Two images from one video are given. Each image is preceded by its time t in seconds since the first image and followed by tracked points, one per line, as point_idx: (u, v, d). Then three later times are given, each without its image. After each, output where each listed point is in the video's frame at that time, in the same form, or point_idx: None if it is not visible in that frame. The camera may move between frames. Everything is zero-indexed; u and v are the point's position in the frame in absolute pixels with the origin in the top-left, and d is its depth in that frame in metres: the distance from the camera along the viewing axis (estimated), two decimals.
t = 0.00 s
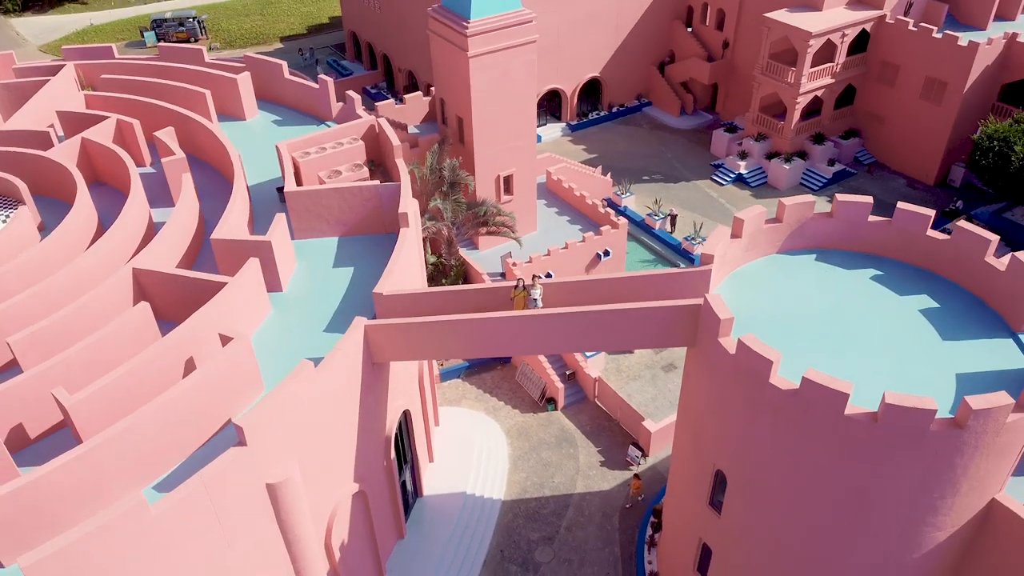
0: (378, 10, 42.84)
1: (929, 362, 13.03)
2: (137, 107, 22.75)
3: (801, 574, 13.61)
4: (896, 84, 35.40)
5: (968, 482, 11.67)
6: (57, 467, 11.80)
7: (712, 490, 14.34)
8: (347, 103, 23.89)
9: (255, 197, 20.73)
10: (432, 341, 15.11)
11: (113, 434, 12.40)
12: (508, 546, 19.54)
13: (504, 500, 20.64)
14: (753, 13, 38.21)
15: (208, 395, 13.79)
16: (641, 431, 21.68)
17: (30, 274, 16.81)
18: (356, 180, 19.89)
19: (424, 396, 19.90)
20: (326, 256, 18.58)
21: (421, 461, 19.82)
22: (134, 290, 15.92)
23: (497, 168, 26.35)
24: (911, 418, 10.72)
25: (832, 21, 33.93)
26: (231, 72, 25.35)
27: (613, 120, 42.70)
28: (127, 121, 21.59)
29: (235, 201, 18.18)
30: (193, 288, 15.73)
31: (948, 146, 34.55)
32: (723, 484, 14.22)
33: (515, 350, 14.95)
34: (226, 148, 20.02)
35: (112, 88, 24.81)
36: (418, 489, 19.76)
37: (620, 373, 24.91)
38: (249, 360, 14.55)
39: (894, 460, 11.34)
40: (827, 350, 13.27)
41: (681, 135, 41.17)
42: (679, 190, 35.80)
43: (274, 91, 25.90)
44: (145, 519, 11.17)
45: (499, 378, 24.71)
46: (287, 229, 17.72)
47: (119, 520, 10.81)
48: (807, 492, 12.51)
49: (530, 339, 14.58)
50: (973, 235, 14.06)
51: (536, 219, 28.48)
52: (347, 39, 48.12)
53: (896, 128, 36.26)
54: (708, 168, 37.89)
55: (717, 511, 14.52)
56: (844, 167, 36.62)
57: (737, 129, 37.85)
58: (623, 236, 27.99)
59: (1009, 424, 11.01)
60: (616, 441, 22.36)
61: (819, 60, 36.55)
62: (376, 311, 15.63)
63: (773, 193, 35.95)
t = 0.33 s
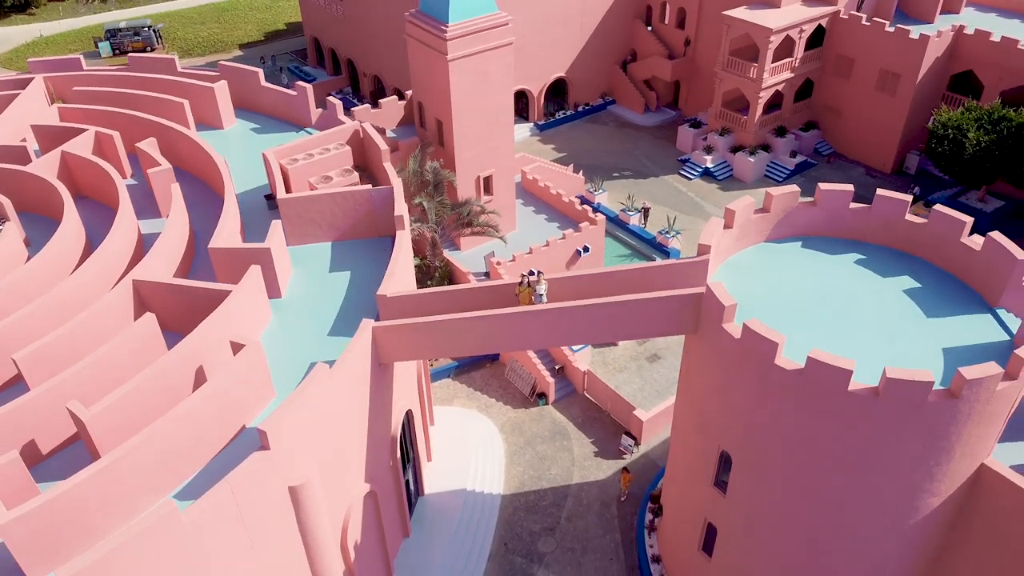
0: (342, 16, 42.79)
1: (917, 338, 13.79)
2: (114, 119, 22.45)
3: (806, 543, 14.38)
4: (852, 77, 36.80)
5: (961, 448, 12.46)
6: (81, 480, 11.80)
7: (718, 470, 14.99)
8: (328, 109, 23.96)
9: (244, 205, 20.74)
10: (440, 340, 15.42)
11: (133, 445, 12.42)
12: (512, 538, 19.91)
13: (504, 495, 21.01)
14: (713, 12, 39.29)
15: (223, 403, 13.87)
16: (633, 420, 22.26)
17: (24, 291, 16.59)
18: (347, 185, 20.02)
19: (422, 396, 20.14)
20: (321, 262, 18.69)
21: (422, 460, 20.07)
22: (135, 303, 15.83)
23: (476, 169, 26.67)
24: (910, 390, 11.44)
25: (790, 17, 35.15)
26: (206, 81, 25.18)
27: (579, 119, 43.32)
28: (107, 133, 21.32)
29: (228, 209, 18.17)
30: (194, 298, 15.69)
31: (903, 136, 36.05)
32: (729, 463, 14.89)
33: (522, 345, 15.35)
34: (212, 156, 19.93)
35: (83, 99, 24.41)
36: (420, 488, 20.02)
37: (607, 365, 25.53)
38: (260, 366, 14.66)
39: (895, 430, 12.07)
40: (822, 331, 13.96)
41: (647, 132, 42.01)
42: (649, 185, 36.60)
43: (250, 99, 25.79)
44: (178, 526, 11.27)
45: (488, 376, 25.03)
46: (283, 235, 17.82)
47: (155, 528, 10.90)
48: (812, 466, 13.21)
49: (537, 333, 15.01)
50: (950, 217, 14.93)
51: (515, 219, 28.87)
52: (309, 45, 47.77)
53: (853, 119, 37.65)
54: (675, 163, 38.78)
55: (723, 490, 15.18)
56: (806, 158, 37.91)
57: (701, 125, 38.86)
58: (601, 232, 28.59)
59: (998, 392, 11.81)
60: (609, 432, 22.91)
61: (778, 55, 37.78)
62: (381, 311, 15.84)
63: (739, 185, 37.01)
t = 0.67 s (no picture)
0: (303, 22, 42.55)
1: (904, 316, 14.63)
2: (92, 132, 22.13)
3: (808, 513, 15.19)
4: (808, 70, 38.19)
5: (952, 415, 13.31)
6: (111, 492, 11.85)
7: (721, 450, 15.68)
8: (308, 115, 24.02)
9: (233, 214, 20.71)
10: (449, 338, 15.77)
11: (159, 455, 12.49)
12: (515, 530, 20.32)
13: (503, 489, 21.41)
14: (671, 10, 40.31)
15: (242, 410, 13.99)
16: (624, 410, 22.89)
17: (22, 308, 16.40)
18: (338, 190, 20.21)
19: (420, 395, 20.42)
20: (318, 268, 18.81)
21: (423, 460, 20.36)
22: (138, 315, 15.76)
23: (456, 171, 26.99)
24: (907, 361, 12.25)
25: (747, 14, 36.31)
26: (182, 91, 24.96)
27: (544, 118, 43.88)
28: (87, 146, 21.06)
29: (223, 217, 18.15)
30: (199, 307, 15.71)
31: (859, 125, 37.58)
32: (731, 443, 15.60)
33: (527, 339, 15.79)
34: (199, 166, 19.86)
35: (55, 113, 23.97)
36: (422, 487, 20.32)
37: (593, 358, 26.15)
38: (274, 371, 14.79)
39: (892, 401, 12.87)
40: (815, 312, 14.70)
41: (612, 129, 42.82)
42: (619, 181, 37.35)
43: (226, 108, 25.64)
44: (213, 530, 11.41)
45: (478, 373, 25.39)
46: (279, 242, 17.90)
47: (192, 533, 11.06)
48: (814, 439, 13.97)
49: (543, 327, 15.48)
50: (926, 200, 15.86)
51: (494, 218, 29.29)
52: (268, 52, 47.16)
53: (810, 110, 39.07)
54: (641, 158, 39.66)
55: (726, 469, 15.90)
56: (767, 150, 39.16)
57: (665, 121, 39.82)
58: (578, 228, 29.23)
59: (986, 360, 12.68)
60: (600, 422, 23.50)
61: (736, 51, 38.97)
62: (387, 312, 16.11)
63: (705, 178, 38.02)
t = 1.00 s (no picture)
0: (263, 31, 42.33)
1: (886, 295, 15.58)
2: (70, 148, 21.87)
3: (805, 483, 16.10)
4: (763, 66, 39.58)
5: (936, 384, 14.30)
6: (142, 501, 11.97)
7: (720, 430, 16.46)
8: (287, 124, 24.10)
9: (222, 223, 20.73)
10: (455, 335, 16.20)
11: (185, 462, 12.63)
12: (517, 522, 20.79)
13: (501, 483, 21.86)
14: (629, 11, 41.32)
15: (259, 415, 14.17)
16: (613, 400, 23.57)
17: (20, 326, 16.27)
18: (329, 197, 20.47)
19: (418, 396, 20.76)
20: (313, 273, 19.01)
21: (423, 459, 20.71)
22: (142, 327, 15.79)
23: (435, 174, 27.33)
24: (897, 335, 13.17)
25: (704, 14, 37.50)
26: (156, 103, 24.78)
27: (509, 120, 44.44)
28: (67, 162, 20.85)
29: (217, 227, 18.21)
30: (204, 315, 15.82)
31: (813, 118, 39.09)
32: (730, 423, 16.39)
33: (530, 333, 16.32)
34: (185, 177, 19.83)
35: (27, 129, 23.58)
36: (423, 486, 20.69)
37: (577, 351, 26.79)
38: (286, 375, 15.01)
39: (883, 373, 13.79)
40: (803, 294, 15.58)
41: (576, 129, 43.58)
42: (588, 179, 38.14)
43: (202, 119, 25.52)
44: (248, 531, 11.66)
45: (467, 372, 25.80)
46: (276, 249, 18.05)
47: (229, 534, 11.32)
48: (809, 414, 14.84)
49: (545, 320, 16.02)
50: (896, 185, 16.90)
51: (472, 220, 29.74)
52: (226, 61, 46.48)
53: (767, 105, 40.49)
54: (607, 156, 40.56)
55: (725, 449, 16.69)
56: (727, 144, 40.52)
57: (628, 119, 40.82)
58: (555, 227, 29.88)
59: (967, 331, 13.67)
60: (590, 413, 24.14)
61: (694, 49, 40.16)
62: (391, 313, 16.42)
63: (670, 174, 39.12)
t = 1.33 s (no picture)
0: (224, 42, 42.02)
1: (865, 276, 16.62)
2: (51, 163, 21.71)
3: (796, 456, 17.12)
4: (721, 65, 40.95)
5: (916, 356, 15.41)
6: (175, 504, 12.23)
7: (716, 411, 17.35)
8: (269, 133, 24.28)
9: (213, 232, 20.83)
10: (459, 333, 16.70)
11: (212, 464, 12.92)
12: (517, 513, 21.35)
13: (499, 477, 22.39)
14: (590, 14, 42.33)
15: (278, 418, 14.46)
16: (601, 391, 24.31)
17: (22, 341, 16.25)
18: (321, 203, 20.81)
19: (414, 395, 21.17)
20: (310, 279, 19.29)
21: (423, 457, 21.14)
22: (148, 337, 15.92)
23: (414, 178, 27.70)
24: (882, 311, 14.26)
25: (664, 16, 38.69)
26: (133, 115, 24.67)
27: (475, 124, 45.00)
28: (50, 177, 20.72)
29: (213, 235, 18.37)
30: (212, 323, 16.03)
31: (771, 114, 40.59)
32: (724, 404, 17.30)
33: (531, 327, 16.91)
34: (174, 187, 19.89)
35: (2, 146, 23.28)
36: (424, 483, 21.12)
37: (562, 347, 27.48)
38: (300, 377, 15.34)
39: (869, 348, 14.87)
40: (788, 278, 16.54)
41: (542, 131, 44.32)
42: (558, 179, 38.93)
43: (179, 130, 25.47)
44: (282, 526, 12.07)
45: (455, 371, 26.29)
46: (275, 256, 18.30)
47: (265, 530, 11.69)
48: (801, 390, 15.85)
49: (546, 313, 16.64)
50: (867, 173, 18.01)
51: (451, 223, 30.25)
52: (186, 72, 45.56)
53: (726, 102, 41.86)
54: (575, 156, 41.43)
55: (720, 428, 17.60)
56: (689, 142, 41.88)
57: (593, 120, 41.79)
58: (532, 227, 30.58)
59: (944, 306, 14.78)
60: (579, 405, 24.83)
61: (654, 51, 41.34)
62: (395, 312, 16.80)
63: (636, 171, 40.19)
